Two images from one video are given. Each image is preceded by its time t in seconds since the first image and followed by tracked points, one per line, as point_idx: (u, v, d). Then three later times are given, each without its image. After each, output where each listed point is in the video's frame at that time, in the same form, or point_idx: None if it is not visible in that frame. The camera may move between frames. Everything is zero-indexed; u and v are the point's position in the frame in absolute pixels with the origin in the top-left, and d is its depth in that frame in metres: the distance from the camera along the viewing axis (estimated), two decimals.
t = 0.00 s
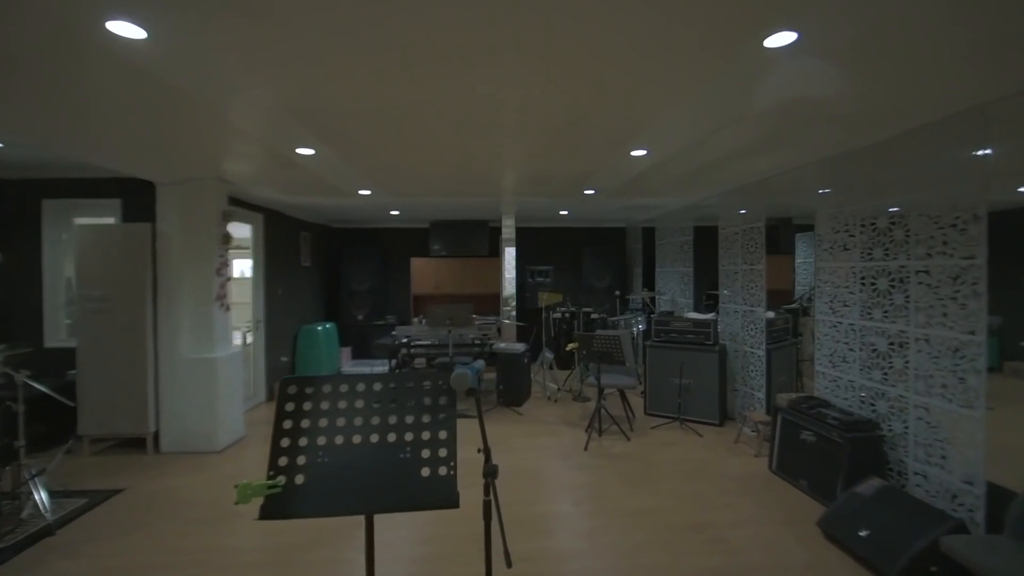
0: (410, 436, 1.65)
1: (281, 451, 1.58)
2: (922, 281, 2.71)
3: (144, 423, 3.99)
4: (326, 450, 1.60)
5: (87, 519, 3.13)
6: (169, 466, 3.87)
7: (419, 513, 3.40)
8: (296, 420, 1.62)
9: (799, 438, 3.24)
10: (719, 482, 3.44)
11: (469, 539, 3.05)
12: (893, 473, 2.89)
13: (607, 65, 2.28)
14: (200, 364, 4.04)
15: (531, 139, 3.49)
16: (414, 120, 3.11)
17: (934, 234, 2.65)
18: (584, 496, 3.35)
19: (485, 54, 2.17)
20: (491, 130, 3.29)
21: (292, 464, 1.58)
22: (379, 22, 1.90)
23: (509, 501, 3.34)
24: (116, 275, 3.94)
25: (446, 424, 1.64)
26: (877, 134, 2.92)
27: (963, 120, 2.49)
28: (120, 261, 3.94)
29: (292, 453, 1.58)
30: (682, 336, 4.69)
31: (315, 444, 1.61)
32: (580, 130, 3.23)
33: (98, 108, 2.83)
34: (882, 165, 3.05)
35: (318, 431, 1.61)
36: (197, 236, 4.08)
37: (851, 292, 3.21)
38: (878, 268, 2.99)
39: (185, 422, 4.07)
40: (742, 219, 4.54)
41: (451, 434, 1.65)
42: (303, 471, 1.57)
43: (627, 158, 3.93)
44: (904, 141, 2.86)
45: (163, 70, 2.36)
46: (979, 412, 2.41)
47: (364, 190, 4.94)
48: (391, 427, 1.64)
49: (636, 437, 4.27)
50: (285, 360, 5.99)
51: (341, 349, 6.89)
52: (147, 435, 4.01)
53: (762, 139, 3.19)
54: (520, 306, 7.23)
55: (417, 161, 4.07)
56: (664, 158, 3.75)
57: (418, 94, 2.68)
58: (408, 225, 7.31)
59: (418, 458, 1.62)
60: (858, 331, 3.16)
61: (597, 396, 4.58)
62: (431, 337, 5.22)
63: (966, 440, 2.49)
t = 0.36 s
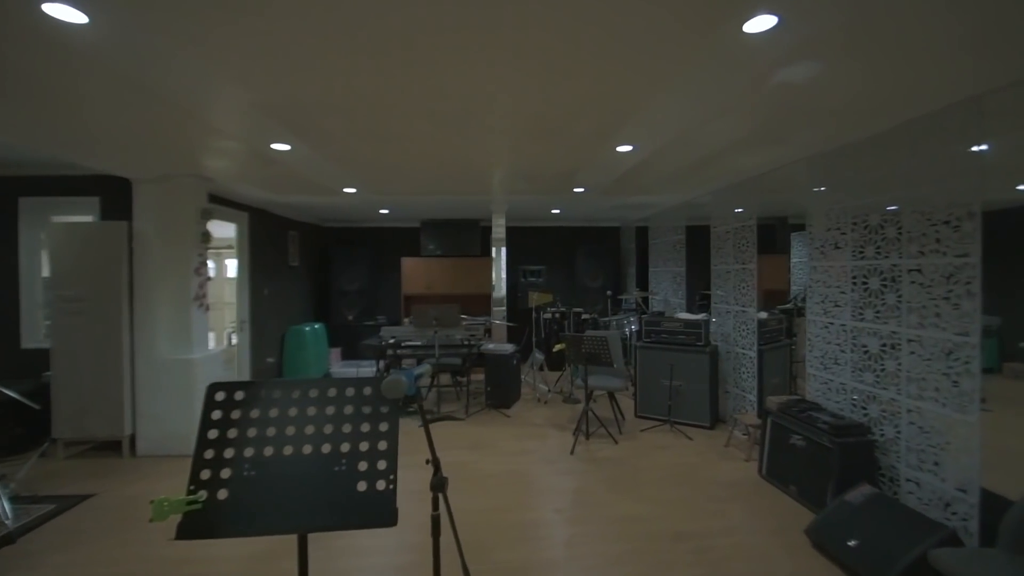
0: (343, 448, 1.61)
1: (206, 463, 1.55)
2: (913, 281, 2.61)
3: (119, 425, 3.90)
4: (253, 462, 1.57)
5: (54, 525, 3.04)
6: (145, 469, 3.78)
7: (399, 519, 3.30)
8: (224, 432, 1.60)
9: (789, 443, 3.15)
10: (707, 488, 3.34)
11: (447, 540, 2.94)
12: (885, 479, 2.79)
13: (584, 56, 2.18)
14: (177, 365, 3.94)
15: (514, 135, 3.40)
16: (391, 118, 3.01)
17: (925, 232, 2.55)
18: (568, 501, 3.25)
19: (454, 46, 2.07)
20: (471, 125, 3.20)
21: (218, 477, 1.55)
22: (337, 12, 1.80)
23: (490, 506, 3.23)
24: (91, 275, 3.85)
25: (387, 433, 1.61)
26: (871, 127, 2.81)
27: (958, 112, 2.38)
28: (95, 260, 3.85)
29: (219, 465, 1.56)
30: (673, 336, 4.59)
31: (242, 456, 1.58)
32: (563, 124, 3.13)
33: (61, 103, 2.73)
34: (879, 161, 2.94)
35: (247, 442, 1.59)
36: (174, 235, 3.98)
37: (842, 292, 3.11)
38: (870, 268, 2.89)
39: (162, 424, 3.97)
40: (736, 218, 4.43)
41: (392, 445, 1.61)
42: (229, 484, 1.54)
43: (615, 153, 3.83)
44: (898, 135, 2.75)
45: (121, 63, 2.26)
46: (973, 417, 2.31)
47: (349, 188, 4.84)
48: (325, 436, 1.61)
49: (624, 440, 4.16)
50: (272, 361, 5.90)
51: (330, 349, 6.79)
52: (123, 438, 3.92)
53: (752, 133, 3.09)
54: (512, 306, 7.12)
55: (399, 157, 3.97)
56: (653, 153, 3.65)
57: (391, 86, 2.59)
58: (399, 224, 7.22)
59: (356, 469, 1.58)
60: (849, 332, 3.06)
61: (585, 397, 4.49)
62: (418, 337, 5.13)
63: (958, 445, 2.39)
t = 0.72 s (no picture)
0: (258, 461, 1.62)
1: (112, 480, 1.54)
2: (897, 282, 2.53)
3: (94, 429, 3.82)
4: (164, 476, 1.57)
5: (19, 532, 2.97)
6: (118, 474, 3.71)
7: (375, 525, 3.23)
8: (137, 447, 1.59)
9: (773, 448, 3.07)
10: (690, 493, 3.27)
11: (418, 538, 2.83)
12: (870, 486, 2.71)
13: (554, 54, 2.11)
14: (153, 367, 3.87)
15: (493, 133, 3.33)
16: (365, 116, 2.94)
17: (909, 232, 2.47)
18: (544, 508, 3.18)
19: (418, 43, 2.00)
20: (448, 124, 3.13)
21: (125, 493, 1.54)
22: (291, 7, 1.72)
23: (468, 512, 3.16)
24: (65, 277, 3.77)
25: (309, 446, 1.62)
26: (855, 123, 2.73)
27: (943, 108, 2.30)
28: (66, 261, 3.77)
29: (128, 479, 1.55)
30: (659, 338, 4.51)
31: (154, 471, 1.58)
32: (541, 122, 3.05)
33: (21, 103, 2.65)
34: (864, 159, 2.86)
35: (160, 455, 1.59)
36: (149, 237, 3.91)
37: (827, 293, 3.04)
38: (854, 268, 2.81)
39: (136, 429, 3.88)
40: (723, 217, 4.36)
41: (315, 459, 1.61)
42: (139, 501, 1.54)
43: (597, 151, 3.76)
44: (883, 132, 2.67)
45: (75, 62, 2.18)
46: (957, 424, 2.23)
47: (332, 187, 4.77)
48: (243, 451, 1.62)
49: (608, 444, 4.07)
50: (256, 363, 5.83)
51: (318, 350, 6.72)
52: (98, 442, 3.85)
53: (735, 130, 3.00)
54: (502, 307, 7.05)
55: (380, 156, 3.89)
56: (636, 151, 3.57)
57: (361, 86, 2.51)
58: (388, 224, 7.18)
59: (276, 485, 1.60)
60: (834, 334, 2.98)
61: (570, 400, 4.41)
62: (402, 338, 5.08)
63: (943, 452, 2.31)
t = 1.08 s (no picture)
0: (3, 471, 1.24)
1: None
2: (854, 282, 2.32)
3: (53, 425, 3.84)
4: None
5: None
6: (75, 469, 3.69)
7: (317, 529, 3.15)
8: None
9: (731, 459, 2.87)
10: (644, 503, 3.10)
11: (353, 543, 2.69)
12: (829, 505, 2.49)
13: (464, 34, 1.98)
14: (113, 363, 3.87)
15: (440, 129, 3.22)
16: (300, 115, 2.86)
17: (865, 226, 2.25)
18: (494, 512, 3.01)
19: (316, 22, 1.90)
20: (391, 120, 3.03)
21: None
22: None
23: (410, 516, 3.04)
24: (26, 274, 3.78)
25: (79, 456, 1.26)
26: (813, 107, 2.53)
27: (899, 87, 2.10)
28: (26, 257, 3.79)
29: None
30: (632, 341, 4.32)
31: None
32: (485, 115, 2.93)
33: None
34: (826, 147, 2.65)
35: None
36: (111, 235, 3.91)
37: (790, 293, 2.82)
38: (815, 267, 2.59)
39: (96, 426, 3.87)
40: (697, 214, 4.17)
41: (83, 471, 1.26)
42: None
43: (556, 148, 3.61)
44: (843, 116, 2.47)
45: None
46: (911, 439, 2.01)
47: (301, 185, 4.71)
48: None
49: (572, 449, 3.92)
50: (237, 361, 5.82)
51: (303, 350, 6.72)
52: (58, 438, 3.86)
53: (690, 117, 2.81)
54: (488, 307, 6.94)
55: (336, 155, 3.83)
56: (595, 145, 3.40)
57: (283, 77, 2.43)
58: (374, 224, 7.17)
59: (35, 499, 1.25)
60: (797, 338, 2.76)
61: (537, 403, 4.27)
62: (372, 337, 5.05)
63: (899, 471, 2.08)
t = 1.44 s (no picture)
0: None
1: None
2: (859, 281, 2.22)
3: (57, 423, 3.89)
4: None
5: None
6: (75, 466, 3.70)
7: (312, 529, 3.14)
8: None
9: (732, 464, 2.78)
10: (643, 508, 3.02)
11: (343, 545, 2.65)
12: (833, 513, 2.39)
13: (449, 33, 1.94)
14: (114, 362, 3.89)
15: (437, 130, 3.18)
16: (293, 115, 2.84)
17: (870, 223, 2.15)
18: (488, 516, 2.95)
19: (298, 23, 1.87)
20: (386, 120, 2.99)
21: None
22: None
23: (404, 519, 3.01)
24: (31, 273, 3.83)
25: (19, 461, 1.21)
26: (816, 100, 2.44)
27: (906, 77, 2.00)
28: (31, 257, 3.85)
29: None
30: (635, 341, 4.23)
31: None
32: (479, 113, 2.89)
33: None
34: (832, 141, 2.55)
35: None
36: (112, 235, 3.94)
37: (794, 292, 2.72)
38: (819, 265, 2.50)
39: (97, 424, 3.91)
40: (701, 212, 4.08)
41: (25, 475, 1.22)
42: None
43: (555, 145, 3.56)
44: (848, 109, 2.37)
45: None
46: (918, 445, 1.91)
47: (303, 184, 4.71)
48: None
49: (571, 452, 3.85)
50: (242, 360, 5.84)
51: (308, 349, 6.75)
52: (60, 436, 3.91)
53: (690, 112, 2.71)
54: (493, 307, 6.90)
55: (334, 155, 3.82)
56: (594, 142, 3.31)
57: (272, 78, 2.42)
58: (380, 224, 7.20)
59: None
60: (801, 339, 2.66)
61: (537, 404, 4.22)
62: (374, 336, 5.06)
63: (905, 479, 1.98)
